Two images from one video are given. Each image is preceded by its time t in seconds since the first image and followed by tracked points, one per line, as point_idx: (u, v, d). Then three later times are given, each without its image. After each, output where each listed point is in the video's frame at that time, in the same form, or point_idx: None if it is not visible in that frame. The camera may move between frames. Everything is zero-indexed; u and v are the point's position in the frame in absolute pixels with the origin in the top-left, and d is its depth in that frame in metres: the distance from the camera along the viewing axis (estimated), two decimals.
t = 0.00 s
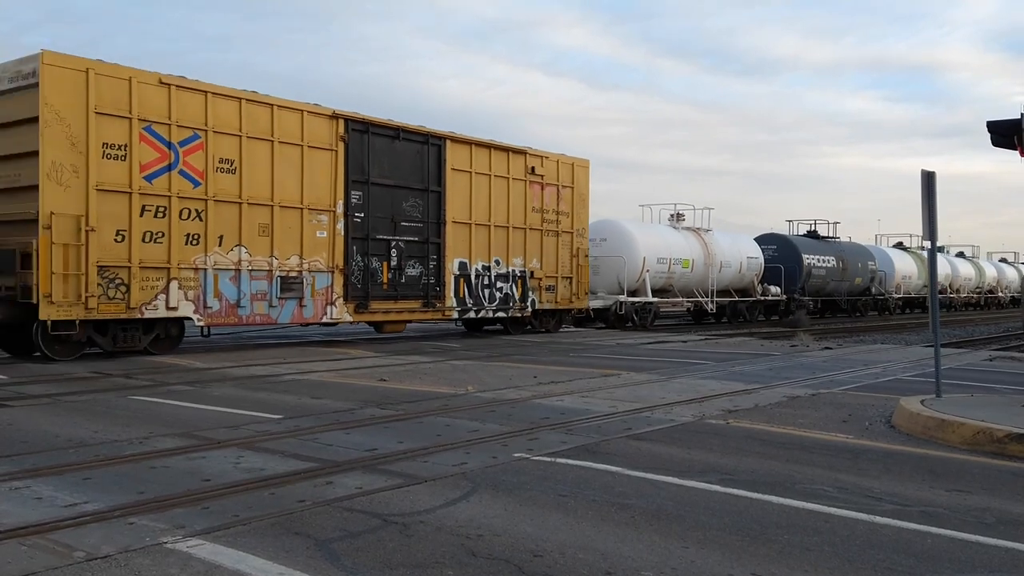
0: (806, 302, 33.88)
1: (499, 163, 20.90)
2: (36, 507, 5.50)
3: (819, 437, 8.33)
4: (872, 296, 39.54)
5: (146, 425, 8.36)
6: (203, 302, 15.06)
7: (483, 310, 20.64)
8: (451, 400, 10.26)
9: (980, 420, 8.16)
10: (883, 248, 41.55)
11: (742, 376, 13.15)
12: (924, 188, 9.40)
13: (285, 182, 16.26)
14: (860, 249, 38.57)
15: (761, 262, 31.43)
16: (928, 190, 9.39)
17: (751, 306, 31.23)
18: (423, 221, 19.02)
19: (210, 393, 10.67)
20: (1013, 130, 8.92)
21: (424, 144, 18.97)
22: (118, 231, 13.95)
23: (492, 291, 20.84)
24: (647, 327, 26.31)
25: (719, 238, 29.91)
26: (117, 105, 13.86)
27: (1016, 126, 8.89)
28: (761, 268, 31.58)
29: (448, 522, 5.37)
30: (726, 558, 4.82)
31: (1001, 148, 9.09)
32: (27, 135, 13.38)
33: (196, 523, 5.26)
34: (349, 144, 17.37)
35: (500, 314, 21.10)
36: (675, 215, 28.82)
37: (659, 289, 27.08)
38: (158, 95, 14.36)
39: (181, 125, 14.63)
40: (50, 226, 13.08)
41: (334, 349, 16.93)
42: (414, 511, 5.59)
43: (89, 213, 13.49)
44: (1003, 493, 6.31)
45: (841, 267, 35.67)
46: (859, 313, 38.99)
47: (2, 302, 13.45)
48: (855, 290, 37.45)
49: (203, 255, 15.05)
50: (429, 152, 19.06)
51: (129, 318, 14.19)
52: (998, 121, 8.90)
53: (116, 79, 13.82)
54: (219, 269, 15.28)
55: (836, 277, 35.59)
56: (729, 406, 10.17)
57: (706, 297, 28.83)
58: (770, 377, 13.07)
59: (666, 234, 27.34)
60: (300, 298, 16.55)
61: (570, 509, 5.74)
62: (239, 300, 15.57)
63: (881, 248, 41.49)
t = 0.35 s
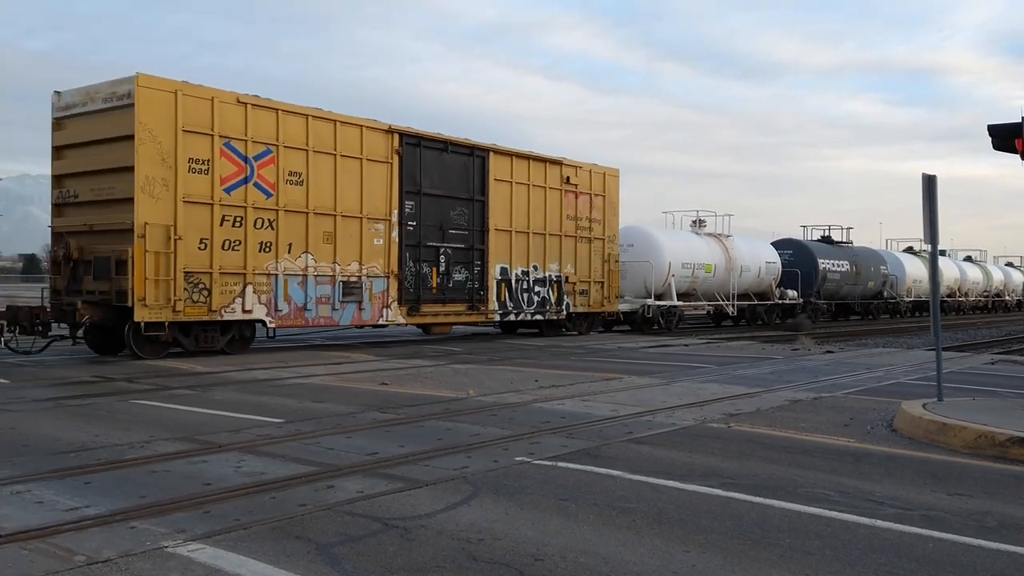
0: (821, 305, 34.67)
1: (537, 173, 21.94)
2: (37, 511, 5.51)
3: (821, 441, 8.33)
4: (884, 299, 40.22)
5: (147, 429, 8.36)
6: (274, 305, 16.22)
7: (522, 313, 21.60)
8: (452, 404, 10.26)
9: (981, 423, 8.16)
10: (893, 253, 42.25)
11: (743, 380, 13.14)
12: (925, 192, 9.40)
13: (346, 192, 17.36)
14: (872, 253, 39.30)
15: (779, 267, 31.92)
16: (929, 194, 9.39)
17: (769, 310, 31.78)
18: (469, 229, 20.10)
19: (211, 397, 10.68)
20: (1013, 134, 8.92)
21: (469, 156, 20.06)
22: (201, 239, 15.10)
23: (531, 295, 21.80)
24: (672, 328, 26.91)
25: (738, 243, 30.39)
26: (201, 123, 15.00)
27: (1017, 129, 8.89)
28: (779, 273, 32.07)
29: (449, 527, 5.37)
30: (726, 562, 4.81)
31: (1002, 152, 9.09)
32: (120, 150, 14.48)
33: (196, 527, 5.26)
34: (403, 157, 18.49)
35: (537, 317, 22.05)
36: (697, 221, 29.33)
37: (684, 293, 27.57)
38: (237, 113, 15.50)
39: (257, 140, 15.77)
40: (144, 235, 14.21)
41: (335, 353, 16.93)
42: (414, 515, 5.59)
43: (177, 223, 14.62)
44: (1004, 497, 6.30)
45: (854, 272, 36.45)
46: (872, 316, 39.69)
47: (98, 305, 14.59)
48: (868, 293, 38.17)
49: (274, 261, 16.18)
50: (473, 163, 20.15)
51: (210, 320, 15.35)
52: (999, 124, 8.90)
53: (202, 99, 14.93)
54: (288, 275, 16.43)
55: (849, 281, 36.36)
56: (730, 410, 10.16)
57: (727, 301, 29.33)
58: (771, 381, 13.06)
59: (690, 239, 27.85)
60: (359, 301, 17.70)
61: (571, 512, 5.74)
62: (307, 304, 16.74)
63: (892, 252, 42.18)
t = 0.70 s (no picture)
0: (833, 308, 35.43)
1: (571, 182, 23.12)
2: (33, 515, 5.49)
3: (818, 444, 8.32)
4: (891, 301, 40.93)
5: (144, 434, 8.35)
6: (337, 308, 17.46)
7: (557, 315, 22.77)
8: (449, 408, 10.25)
9: (978, 426, 8.17)
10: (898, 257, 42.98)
11: (741, 383, 13.15)
12: (921, 195, 9.41)
13: (400, 203, 18.59)
14: (879, 257, 40.12)
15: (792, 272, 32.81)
16: (925, 197, 9.41)
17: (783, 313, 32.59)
18: (509, 236, 21.31)
19: (207, 400, 10.66)
20: (1008, 137, 8.93)
21: (510, 167, 21.26)
22: (274, 247, 16.36)
23: (565, 299, 22.97)
24: (692, 331, 27.88)
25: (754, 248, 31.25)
26: (275, 140, 16.25)
27: (1011, 132, 8.90)
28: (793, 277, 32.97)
29: (446, 530, 5.36)
30: (723, 565, 4.81)
31: (997, 155, 9.11)
32: (200, 165, 15.75)
33: (192, 531, 5.25)
34: (451, 169, 19.75)
35: (571, 320, 23.20)
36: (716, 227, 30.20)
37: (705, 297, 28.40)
38: (305, 130, 16.75)
39: (322, 155, 17.00)
40: (225, 244, 15.46)
41: (332, 357, 16.92)
42: (411, 520, 5.58)
43: (253, 232, 15.88)
44: (1001, 499, 6.30)
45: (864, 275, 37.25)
46: (880, 318, 40.40)
47: (182, 308, 15.91)
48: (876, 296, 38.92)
49: (337, 267, 17.41)
50: (513, 174, 21.37)
51: (282, 322, 16.60)
52: (994, 128, 8.91)
53: (275, 118, 16.20)
54: (350, 280, 17.68)
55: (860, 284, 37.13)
56: (727, 413, 10.16)
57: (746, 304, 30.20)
58: (768, 384, 13.07)
59: (710, 245, 28.72)
60: (412, 305, 18.93)
61: (567, 516, 5.74)
62: (366, 307, 17.98)
63: (896, 257, 42.90)
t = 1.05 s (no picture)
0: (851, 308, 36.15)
1: (607, 188, 23.92)
2: (39, 516, 5.51)
3: (823, 445, 8.31)
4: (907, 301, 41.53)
5: (149, 434, 8.37)
6: (395, 309, 18.39)
7: (592, 316, 23.51)
8: (454, 409, 10.26)
9: (984, 427, 8.14)
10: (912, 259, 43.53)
11: (746, 384, 13.13)
12: (927, 195, 9.39)
13: (450, 209, 19.50)
14: (895, 259, 40.80)
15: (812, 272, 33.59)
16: (931, 197, 9.39)
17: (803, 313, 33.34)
18: (551, 241, 22.17)
19: (212, 402, 10.68)
20: (1014, 137, 8.90)
21: (550, 174, 22.11)
22: (340, 252, 17.32)
23: (600, 300, 23.70)
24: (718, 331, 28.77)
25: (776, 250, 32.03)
26: (339, 151, 17.20)
27: (1018, 132, 8.87)
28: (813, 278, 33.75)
29: (451, 532, 5.36)
30: (728, 567, 4.80)
31: (1003, 154, 9.09)
32: (273, 176, 16.73)
33: (198, 532, 5.26)
34: (497, 177, 20.66)
35: (605, 320, 23.93)
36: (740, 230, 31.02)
37: (731, 298, 29.22)
38: (367, 141, 17.71)
39: (381, 164, 17.94)
40: (297, 249, 16.47)
41: (338, 358, 16.95)
42: (415, 521, 5.58)
43: (321, 237, 16.84)
44: (1007, 500, 6.29)
45: (881, 277, 37.97)
46: (896, 318, 41.02)
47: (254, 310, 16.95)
48: (893, 296, 39.60)
49: (394, 270, 18.33)
50: (553, 180, 22.21)
51: (346, 321, 17.57)
52: (1000, 127, 8.88)
53: (341, 130, 17.16)
54: (407, 282, 18.61)
55: (877, 285, 37.85)
56: (732, 414, 10.14)
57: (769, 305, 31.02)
58: (773, 385, 13.05)
59: (735, 248, 29.52)
60: (462, 306, 19.83)
61: (572, 517, 5.74)
62: (421, 308, 18.89)
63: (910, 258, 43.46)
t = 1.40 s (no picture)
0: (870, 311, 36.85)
1: (643, 196, 24.89)
2: (45, 521, 5.52)
3: (829, 449, 8.28)
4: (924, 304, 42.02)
5: (156, 438, 8.39)
6: (452, 312, 19.59)
7: (629, 319, 24.42)
8: (460, 413, 10.27)
9: (991, 430, 8.11)
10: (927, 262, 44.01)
11: (752, 388, 13.11)
12: (934, 198, 9.37)
13: (500, 218, 20.60)
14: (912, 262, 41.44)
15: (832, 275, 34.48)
16: (937, 200, 9.36)
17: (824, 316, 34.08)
18: (592, 247, 23.22)
19: (219, 406, 10.70)
20: (1021, 139, 8.87)
21: (589, 184, 23.10)
22: (403, 259, 18.53)
23: (636, 303, 24.58)
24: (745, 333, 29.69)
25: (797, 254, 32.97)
26: (403, 165, 18.37)
27: None
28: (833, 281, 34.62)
29: (456, 536, 5.35)
30: (734, 571, 4.79)
31: (1010, 157, 9.06)
32: (343, 190, 17.88)
33: (203, 537, 5.26)
34: (542, 187, 21.73)
35: (641, 322, 24.82)
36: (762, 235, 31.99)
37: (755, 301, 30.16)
38: (427, 155, 18.87)
39: (439, 177, 19.08)
40: (367, 256, 17.68)
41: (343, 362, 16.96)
42: (421, 525, 5.57)
43: (387, 245, 18.03)
44: (1015, 504, 6.26)
45: (898, 280, 38.63)
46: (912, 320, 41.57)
47: (323, 313, 18.11)
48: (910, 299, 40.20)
49: (451, 276, 19.51)
50: (592, 189, 23.18)
51: (409, 323, 18.81)
52: (1007, 130, 8.85)
53: (405, 145, 18.31)
54: (462, 287, 19.82)
55: (894, 288, 38.52)
56: (738, 418, 10.12)
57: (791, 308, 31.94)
58: (780, 389, 13.02)
59: (758, 252, 30.49)
60: (511, 309, 20.98)
61: (578, 522, 5.73)
62: (474, 311, 20.10)
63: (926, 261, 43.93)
